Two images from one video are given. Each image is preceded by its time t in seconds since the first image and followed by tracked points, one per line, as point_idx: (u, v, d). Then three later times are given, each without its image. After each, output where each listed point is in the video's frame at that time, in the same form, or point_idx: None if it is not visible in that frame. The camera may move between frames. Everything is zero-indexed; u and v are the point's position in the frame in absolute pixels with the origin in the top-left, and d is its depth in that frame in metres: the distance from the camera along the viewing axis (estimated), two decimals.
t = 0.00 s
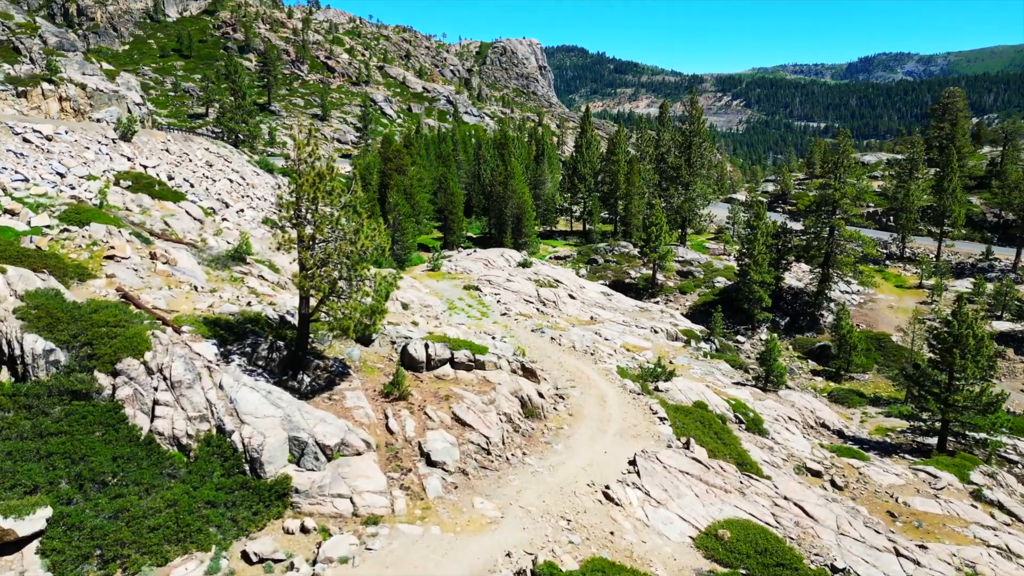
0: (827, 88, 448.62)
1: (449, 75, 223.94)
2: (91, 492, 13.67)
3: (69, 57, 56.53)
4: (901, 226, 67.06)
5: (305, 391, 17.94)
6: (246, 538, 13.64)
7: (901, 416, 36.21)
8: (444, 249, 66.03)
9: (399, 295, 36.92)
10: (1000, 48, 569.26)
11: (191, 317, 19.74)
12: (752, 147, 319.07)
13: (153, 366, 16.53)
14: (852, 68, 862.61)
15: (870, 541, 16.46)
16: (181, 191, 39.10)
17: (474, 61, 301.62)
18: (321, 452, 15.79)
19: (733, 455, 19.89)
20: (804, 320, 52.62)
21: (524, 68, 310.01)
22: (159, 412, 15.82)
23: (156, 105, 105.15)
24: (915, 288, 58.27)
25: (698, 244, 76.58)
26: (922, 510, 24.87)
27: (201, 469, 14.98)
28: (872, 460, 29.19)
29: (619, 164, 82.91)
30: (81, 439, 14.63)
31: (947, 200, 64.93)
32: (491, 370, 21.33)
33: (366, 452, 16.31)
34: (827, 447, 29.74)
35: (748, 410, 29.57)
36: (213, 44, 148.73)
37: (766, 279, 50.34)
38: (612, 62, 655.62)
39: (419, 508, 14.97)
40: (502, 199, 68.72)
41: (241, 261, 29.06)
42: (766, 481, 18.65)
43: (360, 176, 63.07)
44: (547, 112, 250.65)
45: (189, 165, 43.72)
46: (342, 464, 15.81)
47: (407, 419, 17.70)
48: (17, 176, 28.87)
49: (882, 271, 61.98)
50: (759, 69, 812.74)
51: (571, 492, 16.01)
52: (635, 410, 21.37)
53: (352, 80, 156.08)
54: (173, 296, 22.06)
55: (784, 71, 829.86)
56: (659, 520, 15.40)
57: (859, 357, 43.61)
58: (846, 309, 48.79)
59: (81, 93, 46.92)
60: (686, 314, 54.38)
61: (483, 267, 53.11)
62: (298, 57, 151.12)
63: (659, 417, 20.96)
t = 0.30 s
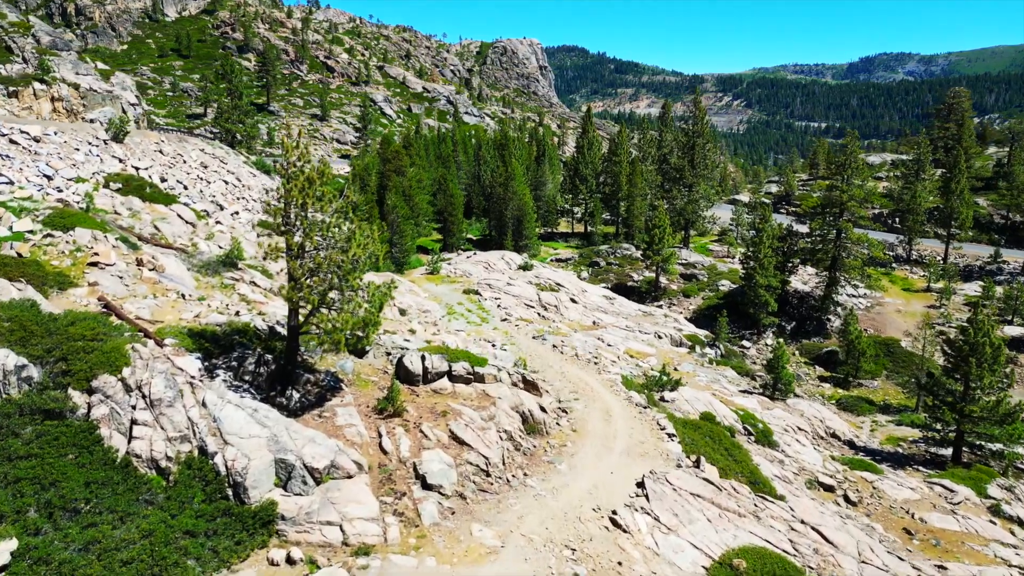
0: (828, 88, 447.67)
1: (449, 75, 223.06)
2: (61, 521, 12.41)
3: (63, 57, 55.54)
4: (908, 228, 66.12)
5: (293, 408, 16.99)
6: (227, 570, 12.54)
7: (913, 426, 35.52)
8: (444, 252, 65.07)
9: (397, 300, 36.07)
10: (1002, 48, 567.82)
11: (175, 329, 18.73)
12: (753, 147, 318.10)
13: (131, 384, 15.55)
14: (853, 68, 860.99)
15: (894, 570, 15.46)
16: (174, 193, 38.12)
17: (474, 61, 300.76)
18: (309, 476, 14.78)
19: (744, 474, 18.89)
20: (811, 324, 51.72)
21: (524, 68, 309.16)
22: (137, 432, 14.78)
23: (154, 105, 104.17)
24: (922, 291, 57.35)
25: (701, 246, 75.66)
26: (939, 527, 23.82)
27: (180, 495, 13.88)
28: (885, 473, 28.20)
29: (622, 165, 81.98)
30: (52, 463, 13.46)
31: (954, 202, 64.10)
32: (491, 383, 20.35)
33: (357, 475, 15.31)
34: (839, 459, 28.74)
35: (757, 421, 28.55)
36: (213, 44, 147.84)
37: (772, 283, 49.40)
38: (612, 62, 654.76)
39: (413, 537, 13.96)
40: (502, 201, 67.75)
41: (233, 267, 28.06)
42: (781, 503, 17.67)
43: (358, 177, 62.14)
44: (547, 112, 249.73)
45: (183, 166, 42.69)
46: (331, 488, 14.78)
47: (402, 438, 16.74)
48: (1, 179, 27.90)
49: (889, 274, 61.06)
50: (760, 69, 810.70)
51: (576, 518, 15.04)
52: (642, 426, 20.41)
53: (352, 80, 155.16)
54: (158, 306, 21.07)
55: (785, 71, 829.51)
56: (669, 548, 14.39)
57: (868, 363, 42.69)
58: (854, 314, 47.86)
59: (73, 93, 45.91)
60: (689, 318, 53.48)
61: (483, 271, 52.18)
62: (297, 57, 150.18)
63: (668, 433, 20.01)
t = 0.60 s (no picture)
0: (829, 88, 447.12)
1: (449, 75, 222.14)
2: (24, 557, 11.12)
3: (54, 57, 54.38)
4: (915, 230, 65.20)
5: (280, 428, 16.02)
6: None
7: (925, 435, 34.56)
8: (444, 254, 64.08)
9: (394, 307, 35.19)
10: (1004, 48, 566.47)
11: (157, 342, 17.71)
12: (754, 147, 316.82)
13: (105, 404, 14.46)
14: (854, 68, 860.34)
15: None
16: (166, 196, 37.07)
17: (474, 61, 299.87)
18: (295, 503, 13.73)
19: (758, 496, 17.91)
20: (817, 329, 50.78)
21: (525, 68, 308.27)
22: (110, 456, 13.68)
23: (151, 105, 103.12)
24: (931, 295, 56.46)
25: (705, 248, 74.68)
26: (958, 546, 22.66)
27: (156, 524, 12.68)
28: (900, 487, 27.17)
29: (624, 166, 81.02)
30: (16, 491, 12.16)
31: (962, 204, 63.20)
32: (490, 399, 19.36)
33: (347, 501, 14.31)
34: (852, 472, 27.70)
35: (766, 433, 27.53)
36: (211, 44, 146.67)
37: (777, 287, 48.55)
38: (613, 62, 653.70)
39: (406, 571, 12.93)
40: (502, 203, 66.75)
41: (223, 272, 27.07)
42: (798, 529, 16.67)
43: (356, 178, 61.17)
44: (547, 112, 248.69)
45: (177, 168, 41.62)
46: (319, 516, 13.76)
47: (395, 459, 15.73)
48: None
49: (896, 277, 60.15)
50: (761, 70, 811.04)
51: (581, 548, 14.06)
52: (650, 443, 19.42)
53: (352, 80, 154.18)
54: (141, 316, 20.05)
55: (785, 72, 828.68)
56: None
57: (877, 370, 41.73)
58: (862, 319, 47.02)
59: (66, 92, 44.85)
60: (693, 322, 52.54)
61: (483, 274, 51.23)
62: (297, 57, 149.15)
63: (677, 452, 19.01)
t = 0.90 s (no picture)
0: (830, 88, 446.11)
1: (449, 75, 221.13)
2: None
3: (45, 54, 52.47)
4: (923, 232, 64.32)
5: (265, 450, 15.00)
6: None
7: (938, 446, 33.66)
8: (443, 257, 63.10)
9: (391, 312, 34.28)
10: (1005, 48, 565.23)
11: (136, 357, 16.68)
12: (755, 146, 315.61)
13: (76, 427, 13.42)
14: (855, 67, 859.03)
15: None
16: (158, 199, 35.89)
17: (475, 61, 298.95)
18: (278, 535, 12.68)
19: (773, 521, 16.94)
20: (824, 334, 49.96)
21: (526, 69, 307.17)
22: (80, 484, 12.66)
23: (149, 105, 102.05)
24: (939, 299, 55.62)
25: (708, 251, 73.73)
26: (979, 566, 21.63)
27: (128, 560, 11.60)
28: (915, 502, 26.17)
29: (626, 167, 80.01)
30: None
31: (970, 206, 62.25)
32: (490, 416, 18.35)
33: (335, 531, 13.30)
34: (865, 487, 26.72)
35: (776, 446, 26.62)
36: (209, 43, 145.36)
37: (784, 292, 47.66)
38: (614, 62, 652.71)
39: None
40: (502, 204, 65.74)
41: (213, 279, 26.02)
42: (817, 557, 15.70)
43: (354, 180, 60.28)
44: (548, 112, 247.74)
45: (170, 170, 40.48)
46: (304, 550, 12.71)
47: (389, 484, 14.72)
48: None
49: (903, 280, 59.30)
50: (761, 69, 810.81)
51: None
52: (658, 462, 18.46)
53: (351, 80, 153.12)
54: (122, 328, 19.07)
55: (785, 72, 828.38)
56: None
57: (886, 377, 40.88)
58: (871, 324, 46.32)
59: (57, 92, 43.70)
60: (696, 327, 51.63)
61: (483, 278, 50.29)
62: (296, 57, 148.13)
63: (686, 472, 18.06)
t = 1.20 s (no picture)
0: (832, 88, 444.87)
1: (450, 75, 220.11)
2: None
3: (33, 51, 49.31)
4: (930, 235, 63.45)
5: (249, 478, 13.99)
6: None
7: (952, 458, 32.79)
8: (443, 261, 62.13)
9: (388, 320, 33.34)
10: (1007, 48, 564.09)
11: (114, 376, 15.61)
12: (756, 146, 314.35)
13: (42, 457, 12.24)
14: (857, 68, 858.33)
15: None
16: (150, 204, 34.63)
17: (475, 61, 298.02)
18: None
19: (790, 550, 16.00)
20: (832, 341, 49.11)
21: (526, 69, 305.92)
22: (45, 521, 11.51)
23: (147, 105, 101.07)
24: (948, 303, 54.82)
25: (711, 253, 72.79)
26: None
27: None
28: (933, 521, 25.12)
29: (628, 169, 79.01)
30: None
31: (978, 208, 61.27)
32: (489, 437, 17.36)
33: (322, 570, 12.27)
34: (880, 504, 25.71)
35: (788, 462, 25.65)
36: (208, 43, 144.36)
37: (791, 297, 47.27)
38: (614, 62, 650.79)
39: None
40: (502, 206, 64.71)
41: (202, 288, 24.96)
42: None
43: (353, 182, 59.58)
44: (549, 112, 246.74)
45: (163, 173, 39.28)
46: None
47: (381, 516, 13.70)
48: None
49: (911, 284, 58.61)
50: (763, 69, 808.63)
51: None
52: (668, 487, 17.52)
53: (350, 80, 152.06)
54: (102, 343, 18.05)
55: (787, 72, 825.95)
56: None
57: (896, 386, 40.04)
58: (881, 331, 45.74)
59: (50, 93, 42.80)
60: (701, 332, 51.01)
61: (483, 283, 49.32)
62: (295, 57, 147.16)
63: (698, 498, 17.16)
